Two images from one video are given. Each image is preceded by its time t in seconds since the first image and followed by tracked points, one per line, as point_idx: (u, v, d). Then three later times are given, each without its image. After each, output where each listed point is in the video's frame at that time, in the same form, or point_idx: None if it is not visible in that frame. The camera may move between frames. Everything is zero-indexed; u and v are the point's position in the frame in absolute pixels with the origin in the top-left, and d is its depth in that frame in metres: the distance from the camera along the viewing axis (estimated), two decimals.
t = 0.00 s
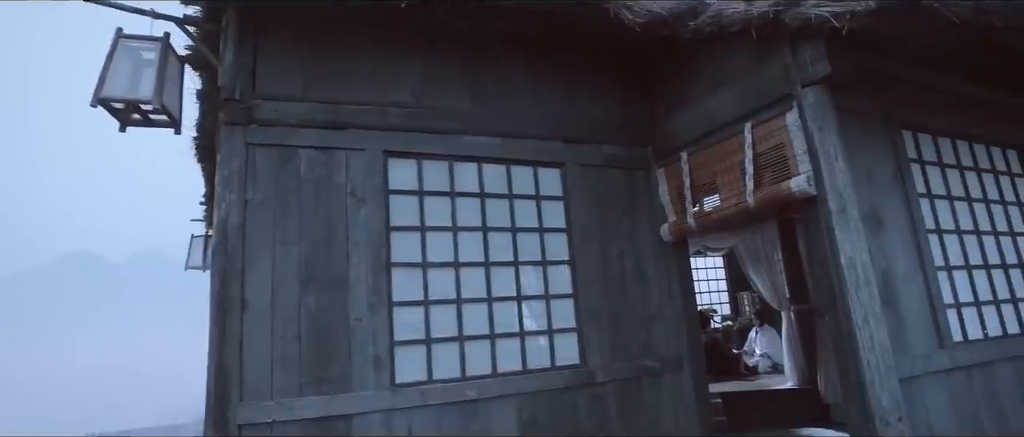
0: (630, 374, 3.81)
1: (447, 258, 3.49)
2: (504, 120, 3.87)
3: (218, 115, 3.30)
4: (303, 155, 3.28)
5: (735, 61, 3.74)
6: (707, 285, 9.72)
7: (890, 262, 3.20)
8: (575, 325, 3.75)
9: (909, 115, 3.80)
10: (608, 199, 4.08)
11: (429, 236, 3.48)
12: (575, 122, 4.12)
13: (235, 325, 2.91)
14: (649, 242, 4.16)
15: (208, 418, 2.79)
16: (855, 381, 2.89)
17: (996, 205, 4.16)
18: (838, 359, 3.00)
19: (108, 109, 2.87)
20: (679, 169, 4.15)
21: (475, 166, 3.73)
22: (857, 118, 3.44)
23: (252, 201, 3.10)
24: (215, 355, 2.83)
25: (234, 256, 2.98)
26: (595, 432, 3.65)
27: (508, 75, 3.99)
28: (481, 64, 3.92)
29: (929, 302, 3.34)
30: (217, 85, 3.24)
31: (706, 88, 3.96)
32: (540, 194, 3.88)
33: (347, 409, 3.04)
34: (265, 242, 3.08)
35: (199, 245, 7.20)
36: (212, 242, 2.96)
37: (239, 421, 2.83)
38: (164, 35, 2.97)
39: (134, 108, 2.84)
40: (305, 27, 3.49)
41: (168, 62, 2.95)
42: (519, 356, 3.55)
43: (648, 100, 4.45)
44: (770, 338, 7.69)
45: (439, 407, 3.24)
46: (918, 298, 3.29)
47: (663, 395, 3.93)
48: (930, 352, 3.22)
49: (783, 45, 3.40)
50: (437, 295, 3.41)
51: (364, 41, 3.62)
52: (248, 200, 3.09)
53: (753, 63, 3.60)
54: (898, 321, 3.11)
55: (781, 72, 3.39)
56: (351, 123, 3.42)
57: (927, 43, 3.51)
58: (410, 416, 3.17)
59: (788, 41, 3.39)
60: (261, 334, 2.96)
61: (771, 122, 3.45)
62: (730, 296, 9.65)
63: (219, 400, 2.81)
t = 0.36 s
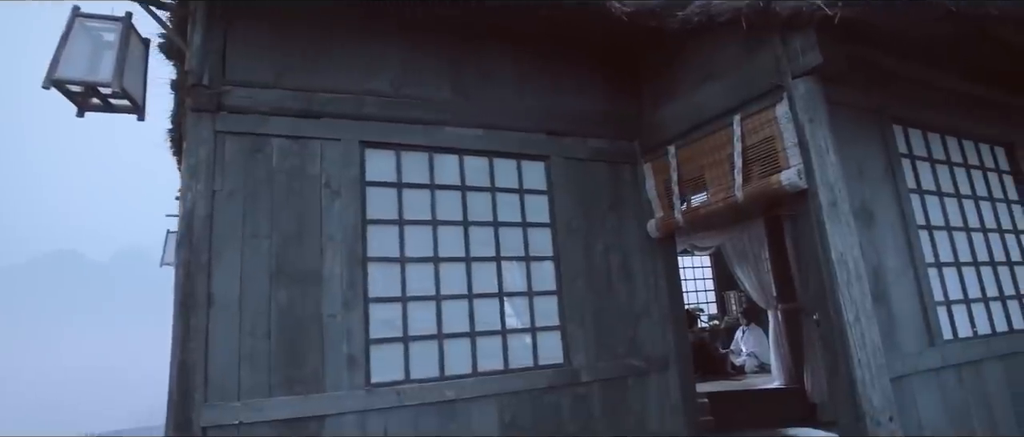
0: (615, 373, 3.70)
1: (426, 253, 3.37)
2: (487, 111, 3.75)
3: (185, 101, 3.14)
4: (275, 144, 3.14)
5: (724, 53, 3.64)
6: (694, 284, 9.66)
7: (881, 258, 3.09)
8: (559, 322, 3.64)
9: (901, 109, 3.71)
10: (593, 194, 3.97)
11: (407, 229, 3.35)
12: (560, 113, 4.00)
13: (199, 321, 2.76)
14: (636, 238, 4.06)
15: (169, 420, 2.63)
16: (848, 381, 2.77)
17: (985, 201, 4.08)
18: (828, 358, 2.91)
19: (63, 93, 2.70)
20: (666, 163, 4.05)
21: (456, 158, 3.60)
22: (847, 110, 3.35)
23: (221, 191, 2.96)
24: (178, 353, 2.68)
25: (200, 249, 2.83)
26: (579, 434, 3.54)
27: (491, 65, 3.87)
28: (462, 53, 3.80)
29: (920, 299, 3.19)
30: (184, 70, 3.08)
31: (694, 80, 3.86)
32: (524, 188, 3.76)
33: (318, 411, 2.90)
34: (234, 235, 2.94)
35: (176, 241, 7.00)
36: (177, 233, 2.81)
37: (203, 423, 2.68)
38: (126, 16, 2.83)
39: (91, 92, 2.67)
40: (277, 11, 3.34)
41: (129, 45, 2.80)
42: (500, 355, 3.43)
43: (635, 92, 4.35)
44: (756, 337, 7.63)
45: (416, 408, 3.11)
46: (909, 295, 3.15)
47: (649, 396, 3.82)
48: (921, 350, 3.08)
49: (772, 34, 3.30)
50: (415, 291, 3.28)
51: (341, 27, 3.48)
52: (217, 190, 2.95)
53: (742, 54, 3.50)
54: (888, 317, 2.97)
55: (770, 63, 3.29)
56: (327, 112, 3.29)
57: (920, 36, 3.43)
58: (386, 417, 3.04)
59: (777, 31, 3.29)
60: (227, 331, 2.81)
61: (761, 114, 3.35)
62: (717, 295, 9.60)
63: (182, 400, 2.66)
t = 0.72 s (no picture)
0: (601, 373, 3.60)
1: (405, 248, 3.25)
2: (470, 101, 3.63)
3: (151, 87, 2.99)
4: (246, 133, 3.00)
5: (714, 44, 3.54)
6: (682, 284, 9.58)
7: (875, 253, 2.97)
8: (543, 320, 3.53)
9: (894, 103, 3.61)
10: (579, 188, 3.86)
11: (386, 223, 3.24)
12: (545, 105, 3.88)
13: (162, 318, 2.62)
14: (623, 234, 3.96)
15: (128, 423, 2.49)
16: (839, 381, 2.67)
17: (976, 198, 3.99)
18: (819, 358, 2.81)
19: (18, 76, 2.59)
20: (654, 157, 3.95)
21: (437, 149, 3.49)
22: (839, 103, 3.26)
23: (187, 181, 2.82)
24: (138, 351, 2.54)
25: (164, 242, 2.69)
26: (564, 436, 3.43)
27: (474, 55, 3.75)
28: (445, 42, 3.67)
29: (911, 296, 3.07)
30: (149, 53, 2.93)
31: (683, 72, 3.75)
32: (507, 182, 3.65)
33: (288, 412, 2.76)
34: (201, 227, 2.79)
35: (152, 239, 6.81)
36: (139, 226, 2.66)
37: (166, 426, 2.54)
38: None
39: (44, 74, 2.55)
40: None
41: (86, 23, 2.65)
42: (482, 354, 3.31)
43: (623, 85, 4.24)
44: (745, 337, 7.56)
45: (393, 408, 2.99)
46: (902, 291, 3.04)
47: (636, 397, 3.72)
48: (914, 349, 2.96)
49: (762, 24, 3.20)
50: (393, 287, 3.16)
51: (317, 13, 3.34)
52: (183, 180, 2.80)
53: (732, 45, 3.40)
54: (881, 315, 2.85)
55: (760, 54, 3.19)
56: (302, 100, 3.15)
57: (915, 29, 3.32)
58: (361, 418, 2.92)
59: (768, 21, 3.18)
60: (192, 328, 2.67)
61: (752, 106, 3.24)
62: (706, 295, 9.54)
63: (142, 401, 2.52)
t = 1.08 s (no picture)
0: (589, 373, 3.48)
1: (385, 242, 3.13)
2: (454, 91, 3.51)
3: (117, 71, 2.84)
4: (217, 120, 2.86)
5: (706, 34, 3.42)
6: (674, 283, 9.51)
7: (871, 249, 2.86)
8: (529, 318, 3.41)
9: (891, 96, 3.51)
10: (567, 182, 3.75)
11: (365, 216, 3.12)
12: (532, 97, 3.76)
13: (124, 313, 2.48)
14: (612, 230, 3.85)
15: (86, 424, 2.35)
16: (835, 380, 2.56)
17: (973, 195, 3.88)
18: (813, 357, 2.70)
19: None
20: (645, 150, 3.83)
21: (420, 140, 3.37)
22: (835, 94, 3.15)
23: (154, 170, 2.68)
24: (97, 349, 2.40)
25: (128, 234, 2.55)
26: None
27: (459, 43, 3.62)
28: (429, 30, 3.55)
29: (909, 293, 2.95)
30: (114, 36, 2.78)
31: (675, 63, 3.64)
32: (493, 175, 3.53)
33: (260, 413, 2.63)
34: (168, 218, 2.66)
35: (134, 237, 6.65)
36: (101, 216, 2.53)
37: (127, 428, 2.41)
38: None
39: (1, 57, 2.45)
40: None
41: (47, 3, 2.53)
42: (465, 353, 3.19)
43: (612, 77, 4.12)
44: (737, 337, 7.47)
45: (371, 409, 2.87)
46: (899, 288, 2.92)
47: (625, 398, 3.60)
48: (912, 347, 2.84)
49: (757, 12, 3.09)
50: (372, 283, 3.04)
51: None
52: (150, 169, 2.67)
53: (725, 34, 3.28)
54: (879, 313, 2.73)
55: (754, 43, 3.08)
56: (278, 87, 3.02)
57: (914, 20, 3.21)
58: (337, 419, 2.79)
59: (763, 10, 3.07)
60: (157, 325, 2.54)
61: (745, 98, 3.13)
62: (697, 294, 9.47)
63: (101, 402, 2.38)
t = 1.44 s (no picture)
0: (576, 373, 3.35)
1: (363, 236, 2.99)
2: (437, 81, 3.38)
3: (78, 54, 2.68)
4: (185, 107, 2.71)
5: (698, 23, 3.29)
6: (665, 283, 9.41)
7: (870, 244, 2.74)
8: (514, 316, 3.27)
9: (890, 88, 3.39)
10: (555, 175, 3.62)
11: (342, 208, 2.98)
12: (518, 88, 3.62)
13: (79, 309, 2.33)
14: (602, 225, 3.72)
15: (37, 426, 2.21)
16: (832, 381, 2.43)
17: (970, 191, 3.74)
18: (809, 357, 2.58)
19: None
20: (635, 143, 3.71)
21: (401, 130, 3.24)
22: (832, 85, 3.03)
23: (114, 157, 2.53)
24: (48, 347, 2.25)
25: (84, 224, 2.40)
26: None
27: (442, 31, 3.48)
28: (411, 17, 3.40)
29: (908, 291, 2.82)
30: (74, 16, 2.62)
31: (666, 53, 3.51)
32: (478, 167, 3.40)
33: (227, 415, 2.49)
34: (129, 208, 2.50)
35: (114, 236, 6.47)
36: (55, 205, 2.38)
37: (80, 431, 2.26)
38: None
39: None
40: None
41: None
42: (447, 352, 3.05)
43: (602, 68, 3.99)
44: (729, 337, 7.37)
45: (346, 410, 2.73)
46: (898, 285, 2.79)
47: (614, 398, 3.48)
48: (911, 347, 2.70)
49: None
50: (348, 279, 2.90)
51: None
52: (110, 156, 2.52)
53: (718, 22, 3.15)
54: (877, 311, 2.61)
55: (749, 31, 2.96)
56: (250, 73, 2.87)
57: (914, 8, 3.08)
58: (310, 421, 2.65)
59: None
60: (115, 322, 2.38)
61: (739, 88, 3.00)
62: (689, 294, 9.38)
63: (51, 403, 2.23)
